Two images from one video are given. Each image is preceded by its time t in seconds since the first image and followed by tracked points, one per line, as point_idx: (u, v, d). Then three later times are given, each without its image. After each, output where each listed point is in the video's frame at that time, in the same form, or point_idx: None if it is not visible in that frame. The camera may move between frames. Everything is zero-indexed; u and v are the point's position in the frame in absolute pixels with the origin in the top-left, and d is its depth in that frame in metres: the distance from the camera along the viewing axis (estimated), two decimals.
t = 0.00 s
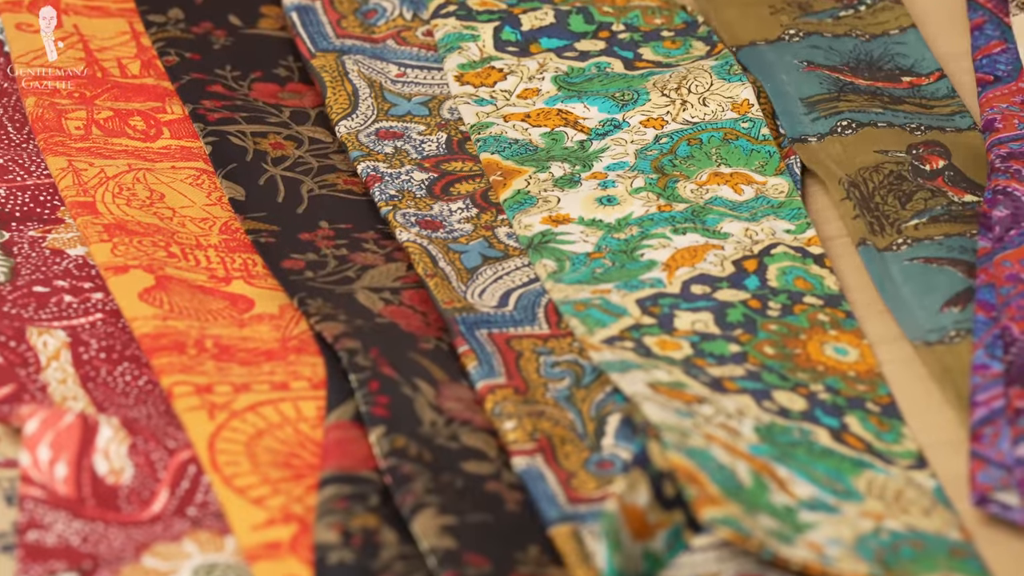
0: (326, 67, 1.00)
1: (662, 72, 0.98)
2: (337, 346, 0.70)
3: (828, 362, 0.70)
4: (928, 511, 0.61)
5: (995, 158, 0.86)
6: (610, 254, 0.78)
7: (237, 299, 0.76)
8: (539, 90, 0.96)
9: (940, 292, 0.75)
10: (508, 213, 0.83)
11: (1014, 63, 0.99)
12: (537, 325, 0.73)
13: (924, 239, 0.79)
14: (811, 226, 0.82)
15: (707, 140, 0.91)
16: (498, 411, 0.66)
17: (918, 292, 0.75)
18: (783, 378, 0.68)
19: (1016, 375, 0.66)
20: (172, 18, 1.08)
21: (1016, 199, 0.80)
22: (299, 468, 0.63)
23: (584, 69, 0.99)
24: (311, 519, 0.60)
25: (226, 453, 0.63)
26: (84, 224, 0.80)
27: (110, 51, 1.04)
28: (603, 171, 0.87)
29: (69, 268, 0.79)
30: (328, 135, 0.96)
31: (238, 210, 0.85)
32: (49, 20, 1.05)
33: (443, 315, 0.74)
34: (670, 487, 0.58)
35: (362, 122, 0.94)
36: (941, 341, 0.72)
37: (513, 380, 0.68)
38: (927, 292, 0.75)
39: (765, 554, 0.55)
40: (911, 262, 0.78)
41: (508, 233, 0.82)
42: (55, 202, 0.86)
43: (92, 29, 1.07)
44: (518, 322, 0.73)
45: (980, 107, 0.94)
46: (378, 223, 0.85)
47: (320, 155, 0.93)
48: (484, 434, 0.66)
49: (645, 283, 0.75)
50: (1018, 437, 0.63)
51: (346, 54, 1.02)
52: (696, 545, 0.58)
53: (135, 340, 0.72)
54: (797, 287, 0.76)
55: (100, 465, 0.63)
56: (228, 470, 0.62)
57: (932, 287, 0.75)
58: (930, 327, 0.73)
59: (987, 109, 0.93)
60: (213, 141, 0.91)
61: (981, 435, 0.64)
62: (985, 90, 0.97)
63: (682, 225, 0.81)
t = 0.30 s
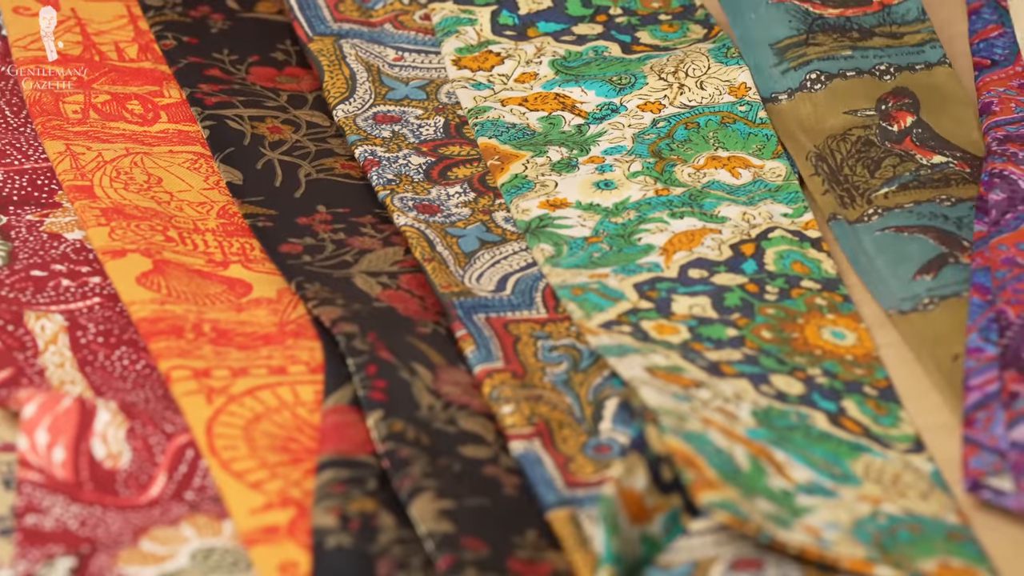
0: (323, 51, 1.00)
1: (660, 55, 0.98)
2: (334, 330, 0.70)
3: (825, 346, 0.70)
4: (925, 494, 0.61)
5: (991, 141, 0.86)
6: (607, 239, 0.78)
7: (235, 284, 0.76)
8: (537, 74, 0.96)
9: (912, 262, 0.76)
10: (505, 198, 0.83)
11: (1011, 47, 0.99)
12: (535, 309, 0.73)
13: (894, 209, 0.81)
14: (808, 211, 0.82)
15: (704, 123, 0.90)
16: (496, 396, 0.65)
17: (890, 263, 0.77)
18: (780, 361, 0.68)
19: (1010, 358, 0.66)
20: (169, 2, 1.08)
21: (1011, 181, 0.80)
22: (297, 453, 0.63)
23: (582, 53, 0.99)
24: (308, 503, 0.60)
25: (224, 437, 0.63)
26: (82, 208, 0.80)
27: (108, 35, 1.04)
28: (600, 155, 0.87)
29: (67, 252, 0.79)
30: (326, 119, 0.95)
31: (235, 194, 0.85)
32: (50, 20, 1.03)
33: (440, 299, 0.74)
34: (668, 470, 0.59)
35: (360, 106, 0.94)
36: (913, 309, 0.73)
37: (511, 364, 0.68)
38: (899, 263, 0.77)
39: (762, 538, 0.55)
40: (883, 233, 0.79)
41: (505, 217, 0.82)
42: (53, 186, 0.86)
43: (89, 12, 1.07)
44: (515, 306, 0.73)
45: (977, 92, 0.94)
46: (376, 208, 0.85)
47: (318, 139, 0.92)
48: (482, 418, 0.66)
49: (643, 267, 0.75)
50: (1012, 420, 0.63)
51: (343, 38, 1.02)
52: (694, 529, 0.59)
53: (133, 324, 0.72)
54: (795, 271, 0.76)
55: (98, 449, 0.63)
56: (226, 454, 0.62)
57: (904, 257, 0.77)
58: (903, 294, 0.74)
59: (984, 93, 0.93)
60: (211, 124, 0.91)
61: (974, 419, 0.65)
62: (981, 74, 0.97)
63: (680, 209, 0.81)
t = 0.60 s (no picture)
0: (321, 60, 1.00)
1: (657, 65, 0.99)
2: (331, 338, 0.70)
3: (822, 354, 0.70)
4: (923, 503, 0.61)
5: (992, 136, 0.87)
6: (605, 247, 0.78)
7: (233, 292, 0.76)
8: (535, 83, 0.96)
9: (852, 140, 0.81)
10: (503, 207, 0.83)
11: (1008, 56, 1.00)
12: (532, 318, 0.73)
13: (843, 36, 0.85)
14: (806, 219, 0.82)
15: (701, 133, 0.91)
16: (494, 404, 0.66)
17: (830, 125, 0.82)
18: (778, 370, 0.68)
19: (1006, 362, 0.65)
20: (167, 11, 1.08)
21: (1017, 167, 0.81)
22: (295, 461, 0.63)
23: (579, 62, 0.99)
24: (306, 512, 0.60)
25: (221, 446, 0.63)
26: (79, 217, 0.80)
27: (105, 43, 1.04)
28: (598, 164, 0.87)
29: (64, 261, 0.79)
30: (323, 128, 0.95)
31: (232, 203, 0.85)
32: (49, 19, 1.04)
33: (438, 308, 0.74)
34: (665, 479, 0.59)
35: (358, 115, 0.94)
36: (849, 219, 0.79)
37: (508, 372, 0.68)
38: (840, 138, 0.82)
39: (759, 547, 0.55)
40: (827, 76, 0.84)
41: (503, 226, 0.82)
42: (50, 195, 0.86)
43: (87, 22, 1.07)
44: (513, 315, 0.73)
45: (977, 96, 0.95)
46: (374, 217, 0.85)
47: (315, 148, 0.93)
48: (479, 427, 0.66)
49: (640, 276, 0.75)
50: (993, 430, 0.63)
51: (341, 47, 1.02)
52: (692, 537, 0.59)
53: (131, 333, 0.72)
54: (792, 280, 0.76)
55: (96, 458, 0.63)
56: (223, 463, 0.62)
57: (846, 133, 0.82)
58: (839, 195, 0.80)
59: (982, 98, 0.94)
60: (209, 133, 0.91)
61: (954, 421, 0.64)
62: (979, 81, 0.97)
63: (677, 218, 0.81)
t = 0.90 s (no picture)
0: (317, 60, 1.00)
1: (653, 66, 0.99)
2: (328, 339, 0.70)
3: (818, 354, 0.70)
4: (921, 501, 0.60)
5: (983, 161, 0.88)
6: (602, 248, 0.78)
7: (229, 293, 0.76)
8: (532, 84, 0.97)
9: None
10: (499, 208, 0.83)
11: (1004, 59, 1.00)
12: (529, 319, 0.73)
13: None
14: (803, 220, 0.82)
15: (698, 133, 0.91)
16: (491, 405, 0.66)
17: None
18: (774, 371, 0.68)
19: (997, 394, 0.66)
20: (163, 11, 1.08)
21: (1001, 206, 0.80)
22: (292, 462, 0.63)
23: (576, 63, 1.00)
24: (303, 513, 0.60)
25: (218, 446, 0.63)
26: (76, 218, 0.80)
27: (102, 44, 1.04)
28: (595, 165, 0.87)
29: (61, 262, 0.79)
30: (319, 129, 0.95)
31: (229, 204, 0.85)
32: (50, 20, 1.02)
33: (435, 309, 0.74)
34: (662, 480, 0.59)
35: (354, 116, 0.94)
36: None
37: (505, 373, 0.68)
38: None
39: (757, 548, 0.55)
40: None
41: (500, 227, 0.82)
42: (46, 196, 0.86)
43: (85, 23, 1.07)
44: (509, 316, 0.73)
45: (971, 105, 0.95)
46: (372, 218, 0.85)
47: (312, 149, 0.92)
48: (476, 428, 0.66)
49: (637, 277, 0.75)
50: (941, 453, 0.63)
51: (338, 48, 1.02)
52: (688, 538, 0.59)
53: (127, 334, 0.72)
54: (788, 281, 0.76)
55: (92, 459, 0.63)
56: (220, 464, 0.62)
57: None
58: None
59: (977, 106, 0.94)
60: (206, 135, 0.91)
61: (907, 441, 0.64)
62: (974, 87, 0.97)
63: (674, 219, 0.81)
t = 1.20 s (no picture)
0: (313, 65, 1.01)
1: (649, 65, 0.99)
2: (324, 343, 0.70)
3: (810, 354, 0.71)
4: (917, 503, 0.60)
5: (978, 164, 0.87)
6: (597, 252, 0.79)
7: (225, 297, 0.76)
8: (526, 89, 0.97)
9: None
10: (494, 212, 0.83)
11: (999, 62, 1.00)
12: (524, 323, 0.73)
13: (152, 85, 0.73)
14: (795, 221, 0.83)
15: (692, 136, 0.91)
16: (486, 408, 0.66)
17: None
18: (764, 374, 0.69)
19: (992, 396, 0.66)
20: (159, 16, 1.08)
21: (995, 208, 0.80)
22: (287, 466, 0.63)
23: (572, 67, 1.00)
24: (298, 517, 0.60)
25: (213, 450, 0.63)
26: (71, 221, 0.80)
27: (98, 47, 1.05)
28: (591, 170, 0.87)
29: (56, 265, 0.79)
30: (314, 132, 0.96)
31: (224, 208, 0.85)
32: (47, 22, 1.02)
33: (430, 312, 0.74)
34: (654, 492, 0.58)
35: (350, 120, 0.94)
36: None
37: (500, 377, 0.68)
38: None
39: None
40: None
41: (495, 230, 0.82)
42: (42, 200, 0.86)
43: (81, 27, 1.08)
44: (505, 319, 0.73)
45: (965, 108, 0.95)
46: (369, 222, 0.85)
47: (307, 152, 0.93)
48: (473, 431, 0.66)
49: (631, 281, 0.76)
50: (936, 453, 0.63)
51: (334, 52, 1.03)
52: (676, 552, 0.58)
53: (123, 337, 0.71)
54: (781, 282, 0.77)
55: (88, 463, 0.63)
56: (215, 467, 0.62)
57: None
58: None
59: (972, 110, 0.94)
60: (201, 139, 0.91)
61: (901, 444, 0.64)
62: (968, 91, 0.97)
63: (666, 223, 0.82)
